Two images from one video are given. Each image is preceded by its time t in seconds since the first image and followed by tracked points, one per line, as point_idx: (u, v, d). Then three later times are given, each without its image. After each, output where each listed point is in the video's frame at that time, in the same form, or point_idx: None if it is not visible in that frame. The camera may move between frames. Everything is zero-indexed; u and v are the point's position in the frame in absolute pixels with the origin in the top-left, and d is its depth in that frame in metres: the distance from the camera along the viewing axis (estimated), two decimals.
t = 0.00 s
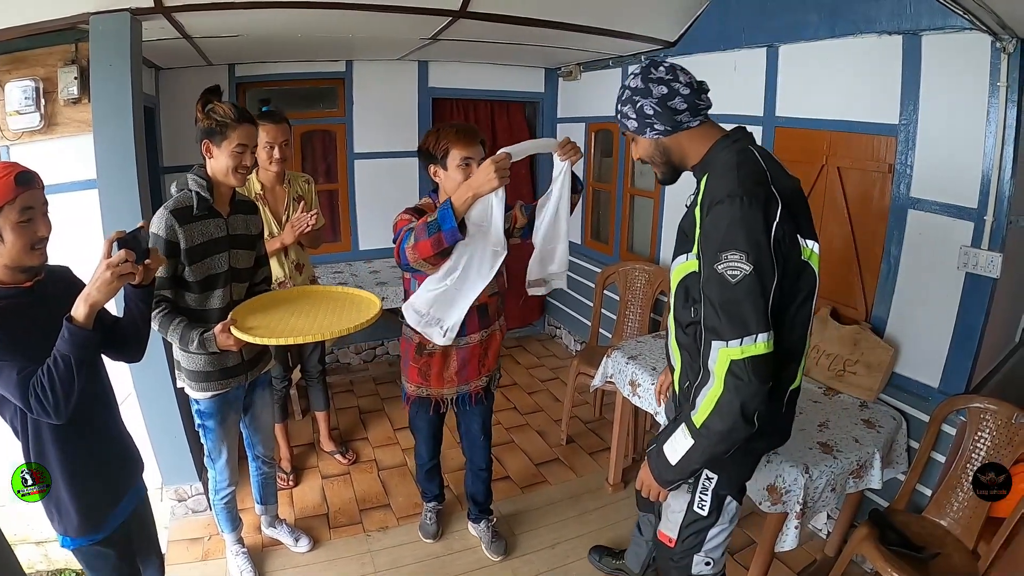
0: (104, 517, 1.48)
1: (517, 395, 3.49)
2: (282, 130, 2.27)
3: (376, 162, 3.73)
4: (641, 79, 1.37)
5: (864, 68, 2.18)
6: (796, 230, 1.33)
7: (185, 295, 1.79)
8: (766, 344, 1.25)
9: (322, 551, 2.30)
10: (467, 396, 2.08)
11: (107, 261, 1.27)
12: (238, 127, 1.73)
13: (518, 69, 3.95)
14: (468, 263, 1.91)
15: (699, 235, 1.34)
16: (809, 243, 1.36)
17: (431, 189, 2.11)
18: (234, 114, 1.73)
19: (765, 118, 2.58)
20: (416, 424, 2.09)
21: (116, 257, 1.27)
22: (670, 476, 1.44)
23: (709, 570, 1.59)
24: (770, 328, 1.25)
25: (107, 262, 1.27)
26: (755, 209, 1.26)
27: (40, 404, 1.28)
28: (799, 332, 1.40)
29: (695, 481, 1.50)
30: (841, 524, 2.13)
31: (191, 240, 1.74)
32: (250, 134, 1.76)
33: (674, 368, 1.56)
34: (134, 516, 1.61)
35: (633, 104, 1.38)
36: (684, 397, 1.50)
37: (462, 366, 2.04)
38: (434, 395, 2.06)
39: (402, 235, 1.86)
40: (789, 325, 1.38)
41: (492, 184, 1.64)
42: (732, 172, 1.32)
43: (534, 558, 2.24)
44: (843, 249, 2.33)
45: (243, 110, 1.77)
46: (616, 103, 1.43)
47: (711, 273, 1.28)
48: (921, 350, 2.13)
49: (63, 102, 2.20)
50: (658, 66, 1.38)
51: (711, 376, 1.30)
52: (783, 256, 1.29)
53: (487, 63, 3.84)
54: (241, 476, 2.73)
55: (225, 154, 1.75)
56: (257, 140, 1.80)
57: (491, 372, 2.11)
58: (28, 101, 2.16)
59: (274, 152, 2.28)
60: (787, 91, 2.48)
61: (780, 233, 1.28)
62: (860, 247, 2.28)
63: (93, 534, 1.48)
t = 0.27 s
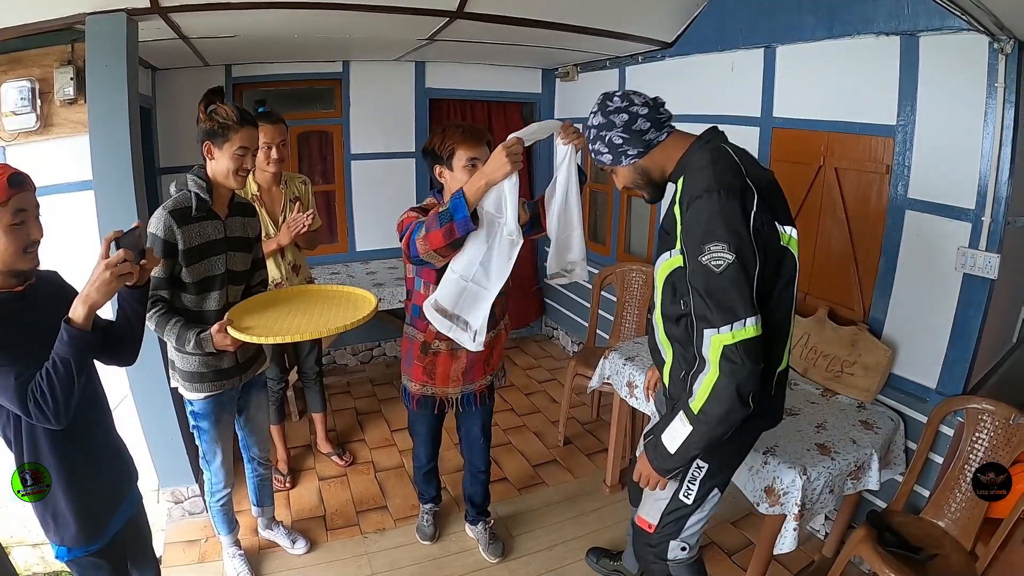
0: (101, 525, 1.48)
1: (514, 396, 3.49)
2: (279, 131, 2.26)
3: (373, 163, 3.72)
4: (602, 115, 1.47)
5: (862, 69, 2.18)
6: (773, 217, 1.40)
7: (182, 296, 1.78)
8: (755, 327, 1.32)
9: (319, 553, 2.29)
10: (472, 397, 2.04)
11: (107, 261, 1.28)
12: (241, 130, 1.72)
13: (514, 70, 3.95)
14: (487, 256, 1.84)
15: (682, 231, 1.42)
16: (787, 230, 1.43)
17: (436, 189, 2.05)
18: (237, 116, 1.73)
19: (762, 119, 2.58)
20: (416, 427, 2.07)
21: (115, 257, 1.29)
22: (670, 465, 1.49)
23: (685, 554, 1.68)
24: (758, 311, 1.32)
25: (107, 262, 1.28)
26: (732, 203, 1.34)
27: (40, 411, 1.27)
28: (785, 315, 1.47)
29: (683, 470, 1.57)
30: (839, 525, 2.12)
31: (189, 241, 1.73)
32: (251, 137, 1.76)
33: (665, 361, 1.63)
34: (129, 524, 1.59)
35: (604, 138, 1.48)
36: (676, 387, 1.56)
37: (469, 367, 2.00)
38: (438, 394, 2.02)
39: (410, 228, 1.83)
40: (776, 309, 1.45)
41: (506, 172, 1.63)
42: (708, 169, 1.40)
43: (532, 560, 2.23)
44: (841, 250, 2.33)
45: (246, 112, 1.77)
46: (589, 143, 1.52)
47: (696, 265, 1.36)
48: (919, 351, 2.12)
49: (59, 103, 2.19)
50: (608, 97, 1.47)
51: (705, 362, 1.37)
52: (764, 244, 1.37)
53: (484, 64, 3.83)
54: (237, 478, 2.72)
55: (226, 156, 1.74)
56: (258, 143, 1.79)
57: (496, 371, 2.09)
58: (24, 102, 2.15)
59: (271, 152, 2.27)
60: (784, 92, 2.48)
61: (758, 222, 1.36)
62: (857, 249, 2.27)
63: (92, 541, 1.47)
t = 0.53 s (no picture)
0: (93, 539, 1.47)
1: (511, 398, 3.48)
2: (275, 132, 2.26)
3: (368, 164, 3.72)
4: (569, 156, 1.54)
5: (857, 71, 2.18)
6: (749, 206, 1.43)
7: (177, 298, 1.76)
8: (744, 315, 1.35)
9: (315, 556, 2.28)
10: (474, 398, 2.02)
11: (102, 264, 1.32)
12: (238, 131, 1.72)
13: (510, 71, 3.94)
14: (509, 247, 1.68)
15: (662, 234, 1.44)
16: (764, 217, 1.46)
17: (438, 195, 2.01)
18: (236, 118, 1.73)
19: (758, 121, 2.58)
20: (413, 430, 2.05)
21: (111, 261, 1.32)
22: (669, 444, 1.55)
23: (660, 534, 1.81)
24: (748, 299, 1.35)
25: (102, 265, 1.32)
26: (707, 200, 1.37)
27: (35, 419, 1.27)
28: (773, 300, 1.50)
29: (674, 456, 1.65)
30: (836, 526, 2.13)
31: (186, 243, 1.72)
32: (250, 138, 1.76)
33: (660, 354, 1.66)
34: (122, 536, 1.59)
35: (578, 176, 1.54)
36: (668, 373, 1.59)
37: (473, 369, 1.97)
38: (442, 394, 1.99)
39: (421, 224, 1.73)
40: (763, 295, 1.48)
41: (521, 163, 1.51)
42: (680, 170, 1.43)
43: (529, 563, 2.22)
44: (837, 252, 2.33)
45: (244, 114, 1.77)
46: (567, 186, 1.58)
47: (682, 263, 1.38)
48: (915, 353, 2.12)
49: (53, 105, 2.18)
50: (570, 138, 1.56)
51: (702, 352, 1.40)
52: (745, 234, 1.39)
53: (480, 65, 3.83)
54: (233, 482, 2.71)
55: (226, 158, 1.74)
56: (257, 145, 1.79)
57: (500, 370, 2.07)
58: (19, 104, 2.15)
59: (267, 154, 2.26)
60: (780, 93, 2.48)
61: (736, 215, 1.39)
62: (854, 251, 2.27)
63: (84, 556, 1.46)
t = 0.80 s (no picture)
0: (90, 550, 1.48)
1: (507, 401, 3.47)
2: (270, 135, 2.27)
3: (364, 167, 3.71)
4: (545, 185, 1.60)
5: (852, 73, 2.18)
6: (723, 206, 1.48)
7: (172, 302, 1.76)
8: (737, 309, 1.36)
9: (310, 560, 2.27)
10: (474, 400, 2.00)
11: (97, 270, 1.32)
12: (235, 135, 1.73)
13: (505, 74, 3.94)
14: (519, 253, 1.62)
15: (645, 240, 1.48)
16: (740, 213, 1.53)
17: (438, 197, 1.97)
18: (231, 122, 1.74)
19: (753, 123, 2.58)
20: (409, 434, 2.04)
21: (107, 267, 1.33)
22: (655, 421, 1.60)
23: (652, 527, 1.83)
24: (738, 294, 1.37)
25: (97, 271, 1.32)
26: (685, 204, 1.41)
27: (31, 429, 1.27)
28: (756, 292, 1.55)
29: (672, 449, 1.68)
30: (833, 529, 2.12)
31: (183, 248, 1.72)
32: (246, 141, 1.76)
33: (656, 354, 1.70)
34: (118, 546, 1.59)
35: (557, 201, 1.57)
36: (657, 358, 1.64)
37: (473, 373, 1.96)
38: (441, 394, 1.97)
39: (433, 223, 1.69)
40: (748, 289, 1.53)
41: (542, 169, 1.50)
42: (654, 179, 1.47)
43: (524, 566, 2.21)
44: (832, 255, 2.33)
45: (238, 118, 1.78)
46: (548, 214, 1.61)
47: (669, 265, 1.41)
48: (911, 355, 2.12)
49: (47, 109, 2.17)
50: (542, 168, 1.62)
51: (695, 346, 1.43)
52: (724, 232, 1.44)
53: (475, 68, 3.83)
54: (228, 486, 2.70)
55: (223, 162, 1.74)
56: (253, 148, 1.79)
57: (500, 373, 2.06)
58: (13, 108, 2.13)
59: (263, 157, 2.26)
60: (775, 96, 2.48)
61: (713, 215, 1.43)
62: (849, 253, 2.27)
63: (82, 569, 1.46)
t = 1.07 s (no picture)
0: (88, 554, 1.48)
1: (503, 404, 3.47)
2: (265, 138, 2.26)
3: (360, 170, 3.71)
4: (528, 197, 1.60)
5: (847, 75, 2.18)
6: (705, 208, 1.52)
7: (166, 305, 1.75)
8: (722, 309, 1.38)
9: (307, 564, 2.26)
10: (472, 402, 2.00)
11: (92, 277, 1.32)
12: (230, 139, 1.72)
13: (500, 76, 3.94)
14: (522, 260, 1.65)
15: (631, 247, 1.52)
16: (723, 214, 1.55)
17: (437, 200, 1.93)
18: (227, 126, 1.73)
19: (748, 125, 2.58)
20: (405, 438, 2.04)
21: (101, 273, 1.32)
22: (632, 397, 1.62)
23: (656, 528, 1.82)
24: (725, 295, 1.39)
25: (92, 277, 1.32)
26: (665, 210, 1.45)
27: (29, 437, 1.27)
28: (743, 291, 1.58)
29: (676, 450, 1.68)
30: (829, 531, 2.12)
31: (178, 252, 1.71)
32: (241, 146, 1.76)
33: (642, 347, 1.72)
34: (117, 551, 1.59)
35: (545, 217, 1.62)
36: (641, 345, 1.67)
37: (470, 377, 1.95)
38: (438, 397, 1.96)
39: (439, 228, 1.68)
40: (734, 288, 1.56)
41: (558, 185, 1.52)
42: (635, 188, 1.51)
43: (521, 569, 2.21)
44: (828, 257, 2.33)
45: (234, 122, 1.77)
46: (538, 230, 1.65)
47: (654, 271, 1.44)
48: (907, 357, 2.12)
49: (42, 112, 2.17)
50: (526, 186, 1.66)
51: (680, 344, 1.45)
52: (707, 235, 1.47)
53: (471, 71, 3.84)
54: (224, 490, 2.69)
55: (218, 166, 1.73)
56: (248, 152, 1.78)
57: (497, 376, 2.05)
58: (7, 111, 2.12)
59: (258, 160, 2.25)
60: (770, 98, 2.48)
61: (694, 219, 1.46)
62: (845, 256, 2.27)
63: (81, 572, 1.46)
